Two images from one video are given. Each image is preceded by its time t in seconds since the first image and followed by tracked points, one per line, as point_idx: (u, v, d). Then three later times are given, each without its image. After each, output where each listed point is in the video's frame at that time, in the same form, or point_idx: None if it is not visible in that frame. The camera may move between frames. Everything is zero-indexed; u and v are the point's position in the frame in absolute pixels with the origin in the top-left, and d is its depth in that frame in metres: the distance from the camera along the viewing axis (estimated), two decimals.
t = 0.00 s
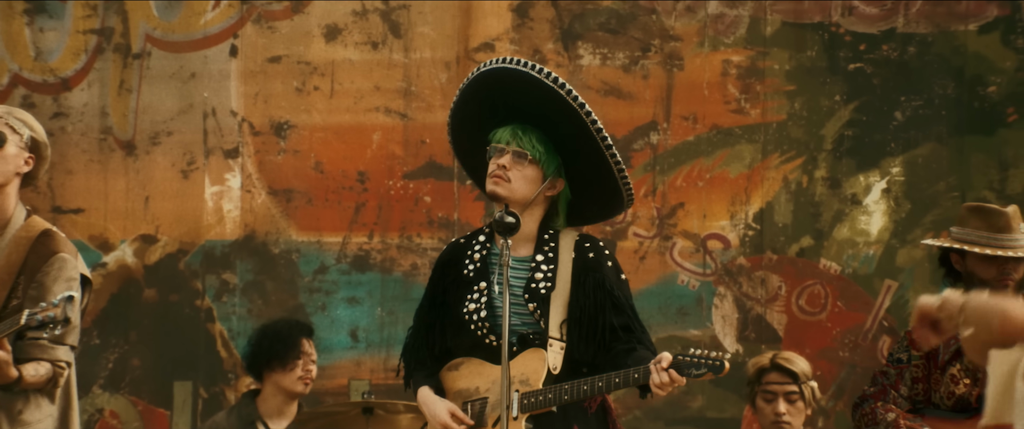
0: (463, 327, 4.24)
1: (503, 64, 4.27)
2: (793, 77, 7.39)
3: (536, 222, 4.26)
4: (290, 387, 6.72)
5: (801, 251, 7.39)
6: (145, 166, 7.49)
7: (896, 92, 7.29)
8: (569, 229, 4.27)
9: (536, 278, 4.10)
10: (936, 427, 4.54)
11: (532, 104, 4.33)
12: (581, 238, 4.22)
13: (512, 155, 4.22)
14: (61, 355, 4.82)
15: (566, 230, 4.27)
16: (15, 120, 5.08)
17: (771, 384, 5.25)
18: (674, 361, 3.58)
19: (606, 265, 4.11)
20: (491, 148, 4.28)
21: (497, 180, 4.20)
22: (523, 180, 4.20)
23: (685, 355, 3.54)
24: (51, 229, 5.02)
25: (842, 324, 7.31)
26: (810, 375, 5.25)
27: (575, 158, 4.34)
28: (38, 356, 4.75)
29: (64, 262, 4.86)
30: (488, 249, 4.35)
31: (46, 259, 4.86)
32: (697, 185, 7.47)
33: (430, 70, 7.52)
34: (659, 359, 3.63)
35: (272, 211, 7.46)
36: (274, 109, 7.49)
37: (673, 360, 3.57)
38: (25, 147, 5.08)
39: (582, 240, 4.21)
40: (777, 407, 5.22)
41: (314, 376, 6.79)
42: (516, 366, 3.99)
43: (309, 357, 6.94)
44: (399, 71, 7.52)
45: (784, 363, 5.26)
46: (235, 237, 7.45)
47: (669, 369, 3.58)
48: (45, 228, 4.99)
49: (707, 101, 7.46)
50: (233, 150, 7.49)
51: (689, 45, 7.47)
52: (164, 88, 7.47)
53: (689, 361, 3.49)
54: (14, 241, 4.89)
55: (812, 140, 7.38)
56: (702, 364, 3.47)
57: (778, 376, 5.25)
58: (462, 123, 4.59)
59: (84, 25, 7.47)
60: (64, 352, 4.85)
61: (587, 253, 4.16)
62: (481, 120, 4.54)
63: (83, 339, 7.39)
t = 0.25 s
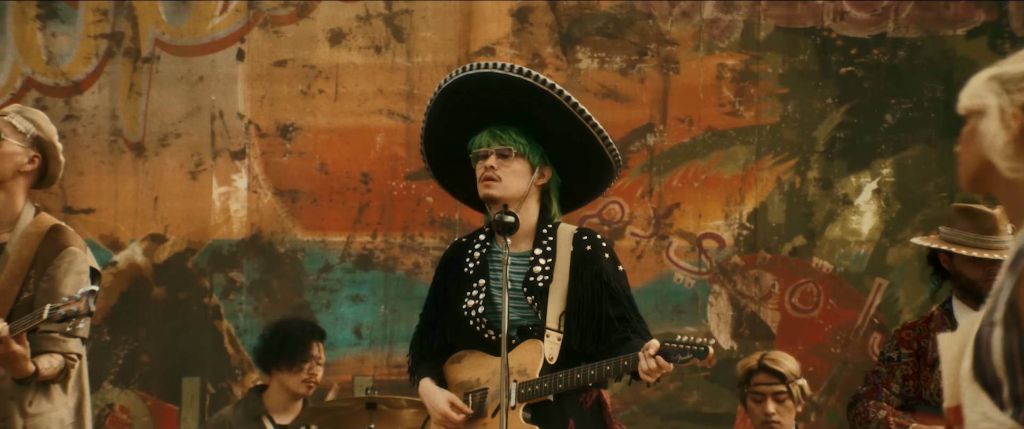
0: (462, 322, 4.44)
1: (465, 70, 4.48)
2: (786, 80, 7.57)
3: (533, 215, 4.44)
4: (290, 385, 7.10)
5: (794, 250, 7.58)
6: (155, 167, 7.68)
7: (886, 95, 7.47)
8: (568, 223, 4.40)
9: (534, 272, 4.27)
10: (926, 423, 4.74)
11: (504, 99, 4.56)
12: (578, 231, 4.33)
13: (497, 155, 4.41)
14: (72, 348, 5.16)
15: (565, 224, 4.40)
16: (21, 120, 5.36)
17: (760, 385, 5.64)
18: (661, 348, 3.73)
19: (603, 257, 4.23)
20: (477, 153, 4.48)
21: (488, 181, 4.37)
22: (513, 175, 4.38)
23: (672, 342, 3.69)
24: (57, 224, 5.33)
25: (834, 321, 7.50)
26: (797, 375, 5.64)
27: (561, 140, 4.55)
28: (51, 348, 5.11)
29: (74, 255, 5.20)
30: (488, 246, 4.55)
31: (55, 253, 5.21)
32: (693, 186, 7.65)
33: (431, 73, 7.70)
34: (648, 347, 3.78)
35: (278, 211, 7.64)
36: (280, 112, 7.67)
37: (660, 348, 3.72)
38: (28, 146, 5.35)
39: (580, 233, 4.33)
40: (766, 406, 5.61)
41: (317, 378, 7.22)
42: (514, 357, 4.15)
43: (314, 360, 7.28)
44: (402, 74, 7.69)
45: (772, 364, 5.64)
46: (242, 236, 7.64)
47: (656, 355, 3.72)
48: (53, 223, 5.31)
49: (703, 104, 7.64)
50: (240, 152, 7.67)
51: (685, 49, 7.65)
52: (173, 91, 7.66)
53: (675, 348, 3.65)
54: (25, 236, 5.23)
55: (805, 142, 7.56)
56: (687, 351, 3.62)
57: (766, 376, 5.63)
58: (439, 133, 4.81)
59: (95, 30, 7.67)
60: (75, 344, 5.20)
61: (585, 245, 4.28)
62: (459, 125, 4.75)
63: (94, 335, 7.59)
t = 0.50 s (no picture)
0: (464, 319, 4.60)
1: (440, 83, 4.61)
2: (780, 83, 7.75)
3: (531, 213, 4.57)
4: (296, 376, 7.31)
5: (787, 249, 7.75)
6: (163, 168, 7.86)
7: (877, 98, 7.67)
8: (567, 222, 4.53)
9: (532, 270, 4.42)
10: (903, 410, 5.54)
11: (482, 104, 4.70)
12: (577, 231, 4.46)
13: (483, 160, 4.56)
14: (81, 347, 5.73)
15: (564, 222, 4.52)
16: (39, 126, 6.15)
17: (748, 378, 5.86)
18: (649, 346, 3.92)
19: (600, 255, 4.36)
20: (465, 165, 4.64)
21: (481, 188, 4.51)
22: (503, 176, 4.51)
23: (661, 339, 3.89)
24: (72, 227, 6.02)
25: (827, 318, 7.68)
26: (786, 368, 5.86)
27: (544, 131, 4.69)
28: (61, 347, 5.68)
29: (90, 257, 5.88)
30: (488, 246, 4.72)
31: (72, 255, 5.89)
32: (688, 186, 7.83)
33: (433, 77, 7.89)
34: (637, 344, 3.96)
35: (284, 211, 7.82)
36: (285, 114, 7.86)
37: (648, 345, 3.90)
38: (48, 152, 6.14)
39: (578, 232, 4.46)
40: (755, 399, 5.83)
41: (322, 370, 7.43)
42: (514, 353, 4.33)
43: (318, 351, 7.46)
44: (404, 78, 7.87)
45: (760, 358, 5.89)
46: (249, 236, 7.81)
47: (645, 352, 3.90)
48: (69, 226, 6.01)
49: (698, 106, 7.82)
50: (247, 153, 7.86)
51: (681, 53, 7.83)
52: (181, 93, 7.85)
53: (664, 345, 3.86)
54: (42, 237, 5.93)
55: (798, 143, 7.73)
56: (674, 348, 3.84)
57: (754, 370, 5.87)
58: (426, 150, 4.92)
59: (105, 34, 7.86)
60: (84, 344, 5.76)
61: (583, 244, 4.41)
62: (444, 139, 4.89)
63: (103, 332, 7.77)
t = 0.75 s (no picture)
0: (468, 320, 4.78)
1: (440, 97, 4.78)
2: (773, 87, 7.95)
3: (533, 217, 4.78)
4: (302, 371, 7.72)
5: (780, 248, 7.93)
6: (172, 169, 8.06)
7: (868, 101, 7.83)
8: (568, 225, 4.73)
9: (534, 271, 4.62)
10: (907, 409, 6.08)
11: (470, 118, 4.94)
12: (578, 233, 4.66)
13: (480, 175, 4.72)
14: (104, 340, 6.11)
15: (565, 225, 4.73)
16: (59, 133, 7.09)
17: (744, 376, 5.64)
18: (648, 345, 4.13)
19: (600, 257, 4.56)
20: (462, 181, 4.79)
21: (482, 202, 4.70)
22: (501, 187, 4.70)
23: (660, 338, 4.08)
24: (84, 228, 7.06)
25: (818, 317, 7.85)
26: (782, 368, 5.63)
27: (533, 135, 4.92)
28: (85, 343, 6.76)
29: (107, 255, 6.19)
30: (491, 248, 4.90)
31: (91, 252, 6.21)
32: (684, 187, 8.03)
33: (435, 80, 8.09)
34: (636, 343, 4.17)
35: (289, 211, 8.02)
36: (291, 116, 8.06)
37: (648, 344, 4.11)
38: (60, 153, 7.09)
39: (579, 234, 4.66)
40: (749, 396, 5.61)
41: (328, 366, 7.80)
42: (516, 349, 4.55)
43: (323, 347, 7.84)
44: (407, 81, 8.07)
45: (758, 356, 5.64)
46: (255, 235, 8.01)
47: (644, 351, 4.12)
48: (80, 228, 7.00)
49: (693, 109, 8.03)
50: (253, 155, 8.06)
51: (676, 57, 8.03)
52: (189, 97, 8.06)
53: (662, 343, 4.04)
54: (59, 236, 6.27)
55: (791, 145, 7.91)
56: (672, 346, 4.01)
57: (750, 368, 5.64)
58: (420, 150, 5.14)
59: (115, 39, 8.07)
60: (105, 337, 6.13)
61: (584, 246, 4.61)
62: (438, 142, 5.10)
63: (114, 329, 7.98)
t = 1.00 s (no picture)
0: (472, 310, 5.02)
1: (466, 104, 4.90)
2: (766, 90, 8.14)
3: (544, 218, 4.98)
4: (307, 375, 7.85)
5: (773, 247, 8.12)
6: (181, 170, 8.30)
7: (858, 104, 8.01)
8: (576, 225, 4.94)
9: (541, 268, 4.83)
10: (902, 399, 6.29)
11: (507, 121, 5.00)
12: (584, 234, 4.88)
13: (504, 178, 4.90)
14: (107, 340, 6.95)
15: (572, 226, 4.93)
16: (72, 132, 7.28)
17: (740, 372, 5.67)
18: (651, 345, 4.44)
19: (606, 258, 4.79)
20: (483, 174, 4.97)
21: (501, 204, 4.91)
22: (524, 195, 4.91)
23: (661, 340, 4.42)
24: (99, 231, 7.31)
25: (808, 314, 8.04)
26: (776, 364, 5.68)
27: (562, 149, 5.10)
28: (92, 340, 6.89)
29: (119, 261, 7.12)
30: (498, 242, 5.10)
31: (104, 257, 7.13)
32: (680, 188, 8.23)
33: (437, 84, 8.31)
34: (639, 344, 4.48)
35: (295, 211, 8.24)
36: (297, 119, 8.29)
37: (651, 345, 4.43)
38: (78, 155, 7.32)
39: (586, 235, 4.87)
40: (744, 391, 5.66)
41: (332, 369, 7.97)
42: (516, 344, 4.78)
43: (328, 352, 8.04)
44: (410, 85, 8.30)
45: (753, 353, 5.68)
46: (262, 234, 8.23)
47: (646, 351, 4.43)
48: (95, 230, 7.26)
49: (688, 112, 8.24)
50: (261, 156, 8.28)
51: (672, 61, 8.23)
52: (199, 100, 8.29)
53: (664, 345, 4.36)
54: (72, 237, 7.19)
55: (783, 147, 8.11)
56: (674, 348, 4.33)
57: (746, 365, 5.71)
58: (445, 126, 5.20)
59: (127, 44, 8.30)
60: (109, 338, 6.99)
61: (590, 247, 4.83)
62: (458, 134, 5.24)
63: (126, 326, 8.23)
